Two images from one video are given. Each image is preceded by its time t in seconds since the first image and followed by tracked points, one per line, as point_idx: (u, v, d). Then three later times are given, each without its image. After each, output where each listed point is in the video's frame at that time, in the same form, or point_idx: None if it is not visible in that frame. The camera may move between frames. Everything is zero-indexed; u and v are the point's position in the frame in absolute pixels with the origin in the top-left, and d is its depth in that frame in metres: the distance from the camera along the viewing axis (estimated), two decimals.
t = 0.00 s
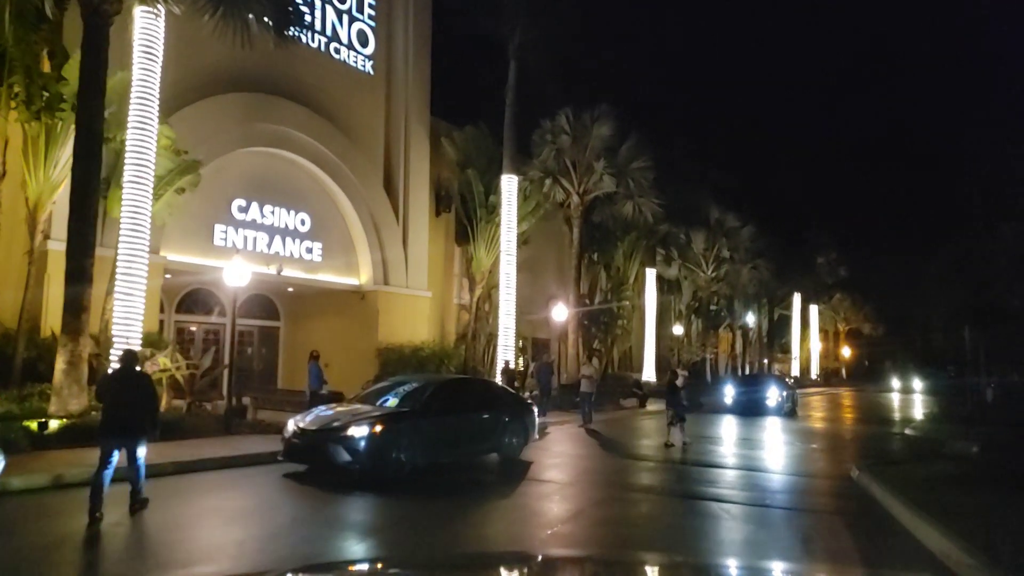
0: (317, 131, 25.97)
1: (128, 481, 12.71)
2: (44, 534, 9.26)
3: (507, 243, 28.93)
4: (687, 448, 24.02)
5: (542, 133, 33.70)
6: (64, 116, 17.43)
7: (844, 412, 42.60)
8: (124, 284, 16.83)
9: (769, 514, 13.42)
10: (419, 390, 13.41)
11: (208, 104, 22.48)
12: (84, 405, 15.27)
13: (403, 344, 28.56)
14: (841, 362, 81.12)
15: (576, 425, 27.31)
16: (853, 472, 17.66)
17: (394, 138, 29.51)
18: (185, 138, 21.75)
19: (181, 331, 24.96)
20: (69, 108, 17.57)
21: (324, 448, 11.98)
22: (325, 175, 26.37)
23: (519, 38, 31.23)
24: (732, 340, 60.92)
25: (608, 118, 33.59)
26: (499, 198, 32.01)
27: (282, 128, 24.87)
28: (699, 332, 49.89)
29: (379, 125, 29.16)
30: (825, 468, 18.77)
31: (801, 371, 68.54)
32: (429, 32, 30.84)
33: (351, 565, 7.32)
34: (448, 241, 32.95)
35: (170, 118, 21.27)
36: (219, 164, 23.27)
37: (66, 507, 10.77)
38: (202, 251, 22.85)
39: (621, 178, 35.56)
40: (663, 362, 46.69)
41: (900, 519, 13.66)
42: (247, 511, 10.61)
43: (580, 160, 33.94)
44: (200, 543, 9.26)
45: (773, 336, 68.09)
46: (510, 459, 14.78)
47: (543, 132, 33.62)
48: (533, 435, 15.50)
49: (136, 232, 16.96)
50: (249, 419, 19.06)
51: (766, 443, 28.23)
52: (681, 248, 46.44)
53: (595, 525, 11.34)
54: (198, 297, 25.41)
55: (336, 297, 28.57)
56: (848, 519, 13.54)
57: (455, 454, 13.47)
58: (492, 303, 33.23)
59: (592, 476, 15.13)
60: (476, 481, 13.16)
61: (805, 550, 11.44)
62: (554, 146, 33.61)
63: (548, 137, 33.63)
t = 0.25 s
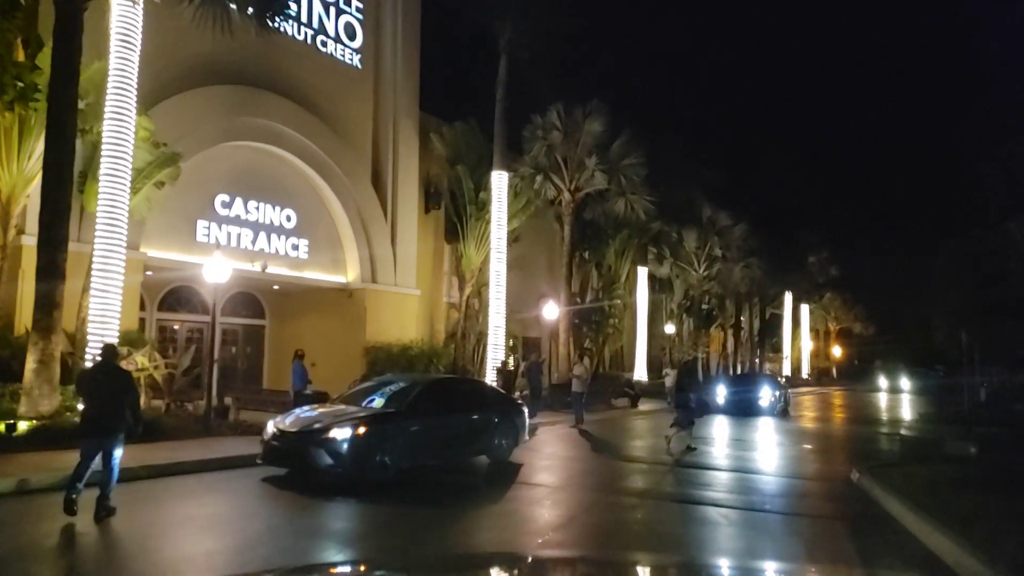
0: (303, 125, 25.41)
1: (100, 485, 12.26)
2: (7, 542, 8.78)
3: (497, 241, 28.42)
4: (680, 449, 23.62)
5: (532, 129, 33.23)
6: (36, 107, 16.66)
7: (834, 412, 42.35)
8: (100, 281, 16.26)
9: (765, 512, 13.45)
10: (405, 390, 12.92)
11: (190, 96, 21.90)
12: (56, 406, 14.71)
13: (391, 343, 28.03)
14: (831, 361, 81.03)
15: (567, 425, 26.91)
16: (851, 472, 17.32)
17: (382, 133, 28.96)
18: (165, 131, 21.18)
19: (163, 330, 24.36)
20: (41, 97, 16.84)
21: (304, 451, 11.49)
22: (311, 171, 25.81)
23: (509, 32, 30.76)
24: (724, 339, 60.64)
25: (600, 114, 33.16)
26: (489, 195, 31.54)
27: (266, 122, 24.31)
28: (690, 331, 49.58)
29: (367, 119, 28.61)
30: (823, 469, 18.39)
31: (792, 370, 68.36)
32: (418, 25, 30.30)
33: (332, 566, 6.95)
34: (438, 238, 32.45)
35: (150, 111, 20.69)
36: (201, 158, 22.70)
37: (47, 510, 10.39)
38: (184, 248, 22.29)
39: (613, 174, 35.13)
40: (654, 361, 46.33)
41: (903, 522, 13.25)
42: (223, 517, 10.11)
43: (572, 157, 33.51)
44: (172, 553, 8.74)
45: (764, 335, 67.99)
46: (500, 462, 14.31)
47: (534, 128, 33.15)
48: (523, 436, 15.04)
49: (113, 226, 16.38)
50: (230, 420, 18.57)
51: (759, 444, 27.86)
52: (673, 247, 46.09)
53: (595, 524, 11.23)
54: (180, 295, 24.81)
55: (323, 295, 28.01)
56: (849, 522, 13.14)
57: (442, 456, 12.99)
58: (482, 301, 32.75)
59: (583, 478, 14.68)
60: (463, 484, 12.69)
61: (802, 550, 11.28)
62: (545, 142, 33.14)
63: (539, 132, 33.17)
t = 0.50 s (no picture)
0: (287, 117, 24.76)
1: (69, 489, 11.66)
2: None
3: (486, 237, 27.84)
4: (672, 449, 23.12)
5: (522, 123, 32.69)
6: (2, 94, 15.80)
7: (824, 411, 41.95)
8: (70, 275, 15.63)
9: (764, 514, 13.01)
10: (390, 390, 12.34)
11: (168, 86, 21.22)
12: (20, 407, 14.22)
13: (377, 341, 27.40)
14: (821, 360, 81.00)
15: (557, 425, 26.42)
16: (851, 474, 16.88)
17: (369, 126, 28.33)
18: (142, 121, 20.49)
19: (141, 327, 23.67)
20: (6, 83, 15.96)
21: (281, 455, 10.90)
22: (296, 164, 25.15)
23: (499, 24, 30.18)
24: (714, 337, 60.27)
25: (590, 108, 32.64)
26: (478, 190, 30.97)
27: (248, 114, 23.65)
28: (682, 330, 49.17)
29: (353, 112, 27.98)
30: (820, 470, 17.93)
31: (782, 369, 68.17)
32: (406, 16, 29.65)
33: None
34: (426, 233, 31.86)
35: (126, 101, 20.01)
36: (180, 149, 22.02)
37: (17, 521, 9.87)
38: (162, 242, 21.61)
39: (604, 170, 34.60)
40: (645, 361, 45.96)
41: (909, 527, 12.76)
42: (192, 525, 9.49)
43: (562, 152, 32.99)
44: (136, 564, 8.14)
45: (755, 333, 67.79)
46: (487, 465, 13.76)
47: (524, 122, 32.62)
48: (513, 437, 14.50)
49: (84, 219, 15.72)
50: (210, 420, 17.83)
51: (752, 444, 27.43)
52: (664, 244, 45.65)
53: (592, 527, 10.77)
54: (160, 291, 24.14)
55: (307, 292, 27.36)
56: (851, 526, 12.67)
57: (428, 459, 12.42)
58: (471, 299, 32.19)
59: (574, 479, 14.17)
60: (449, 488, 12.13)
61: (805, 554, 10.84)
62: (535, 137, 32.62)
63: (529, 127, 32.64)
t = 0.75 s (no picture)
0: (272, 110, 24.23)
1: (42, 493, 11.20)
2: None
3: (476, 233, 27.34)
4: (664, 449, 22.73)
5: (513, 119, 32.25)
6: None
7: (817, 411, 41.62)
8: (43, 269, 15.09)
9: (764, 515, 12.65)
10: (375, 390, 11.87)
11: (149, 77, 20.66)
12: None
13: (365, 339, 26.87)
14: (812, 359, 80.90)
15: (548, 425, 25.97)
16: (850, 476, 16.48)
17: (357, 120, 27.81)
18: (121, 113, 19.93)
19: (121, 324, 23.09)
20: None
21: (258, 458, 10.44)
22: (281, 158, 24.61)
23: (489, 17, 29.74)
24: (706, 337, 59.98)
25: (582, 103, 32.22)
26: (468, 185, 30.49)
27: (232, 106, 23.11)
28: (674, 329, 48.81)
29: (341, 106, 27.46)
30: (817, 471, 17.52)
31: (774, 368, 67.97)
32: (396, 9, 29.14)
33: None
34: (415, 230, 31.35)
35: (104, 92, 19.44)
36: (162, 142, 21.46)
37: None
38: (142, 237, 21.05)
39: (596, 166, 34.16)
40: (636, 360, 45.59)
41: (912, 529, 12.32)
42: (162, 532, 9.01)
43: (553, 147, 32.56)
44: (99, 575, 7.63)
45: (747, 333, 67.61)
46: (475, 466, 13.30)
47: (515, 118, 32.18)
48: (503, 438, 14.05)
49: (57, 211, 15.16)
50: (191, 420, 17.22)
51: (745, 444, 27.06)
52: (656, 242, 45.29)
53: (588, 533, 10.33)
54: (142, 288, 23.56)
55: (294, 289, 26.81)
56: (851, 528, 12.27)
57: (414, 462, 11.95)
58: (460, 297, 31.70)
59: (565, 482, 13.72)
60: (436, 492, 11.66)
61: (804, 558, 10.43)
62: (526, 133, 32.18)
63: (520, 122, 32.19)
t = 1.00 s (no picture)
0: (256, 103, 23.66)
1: (16, 500, 10.80)
2: None
3: (465, 229, 26.84)
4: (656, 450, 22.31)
5: (504, 114, 31.78)
6: None
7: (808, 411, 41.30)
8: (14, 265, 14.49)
9: (762, 519, 12.22)
10: (359, 390, 11.38)
11: (128, 68, 20.05)
12: None
13: (352, 337, 26.33)
14: (803, 358, 80.84)
15: (539, 426, 25.54)
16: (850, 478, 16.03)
17: (344, 114, 27.25)
18: (99, 104, 19.33)
19: (101, 322, 22.48)
20: None
21: (234, 461, 9.97)
22: (266, 152, 24.03)
23: (479, 11, 29.24)
24: (698, 335, 59.70)
25: (573, 98, 31.76)
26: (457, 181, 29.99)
27: (215, 99, 22.52)
28: (665, 327, 48.46)
29: (327, 100, 26.89)
30: (816, 472, 17.08)
31: (765, 367, 67.79)
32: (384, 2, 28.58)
33: None
34: (403, 226, 30.81)
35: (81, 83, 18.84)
36: (141, 135, 20.85)
37: None
38: (121, 233, 20.46)
39: (588, 162, 33.69)
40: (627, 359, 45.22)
41: (914, 532, 11.89)
42: (130, 541, 8.52)
43: (544, 143, 32.11)
44: None
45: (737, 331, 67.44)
46: (463, 469, 12.83)
47: (505, 113, 31.72)
48: (491, 440, 13.59)
49: (28, 205, 14.56)
50: (170, 422, 16.69)
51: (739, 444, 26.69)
52: (647, 240, 44.92)
53: (581, 539, 9.89)
54: (122, 285, 22.95)
55: (279, 287, 26.24)
56: (851, 531, 11.87)
57: (399, 465, 11.47)
58: (450, 295, 31.21)
59: (556, 485, 13.27)
60: (422, 497, 11.19)
61: (804, 562, 10.02)
62: (516, 128, 31.70)
63: (510, 118, 31.72)
